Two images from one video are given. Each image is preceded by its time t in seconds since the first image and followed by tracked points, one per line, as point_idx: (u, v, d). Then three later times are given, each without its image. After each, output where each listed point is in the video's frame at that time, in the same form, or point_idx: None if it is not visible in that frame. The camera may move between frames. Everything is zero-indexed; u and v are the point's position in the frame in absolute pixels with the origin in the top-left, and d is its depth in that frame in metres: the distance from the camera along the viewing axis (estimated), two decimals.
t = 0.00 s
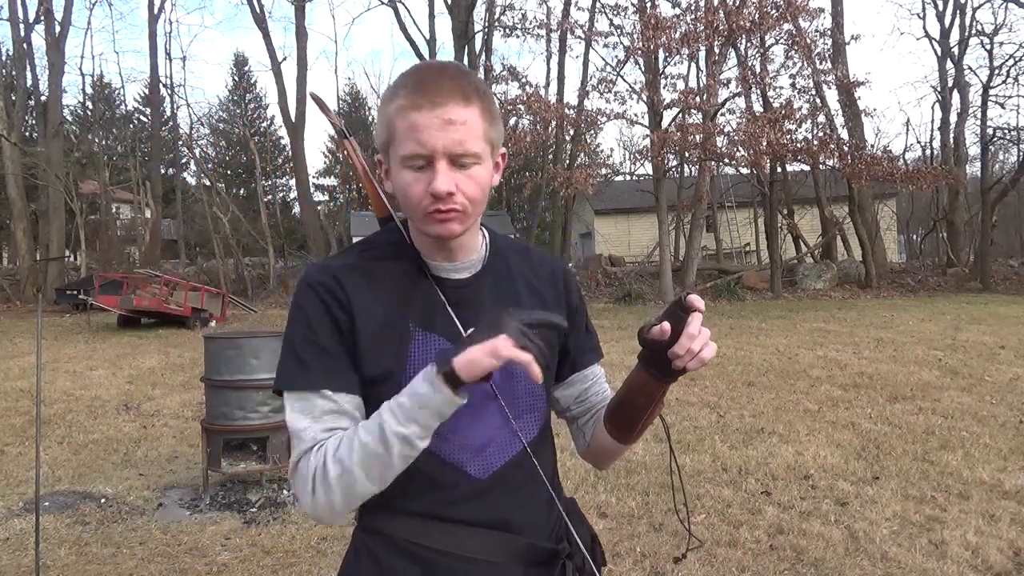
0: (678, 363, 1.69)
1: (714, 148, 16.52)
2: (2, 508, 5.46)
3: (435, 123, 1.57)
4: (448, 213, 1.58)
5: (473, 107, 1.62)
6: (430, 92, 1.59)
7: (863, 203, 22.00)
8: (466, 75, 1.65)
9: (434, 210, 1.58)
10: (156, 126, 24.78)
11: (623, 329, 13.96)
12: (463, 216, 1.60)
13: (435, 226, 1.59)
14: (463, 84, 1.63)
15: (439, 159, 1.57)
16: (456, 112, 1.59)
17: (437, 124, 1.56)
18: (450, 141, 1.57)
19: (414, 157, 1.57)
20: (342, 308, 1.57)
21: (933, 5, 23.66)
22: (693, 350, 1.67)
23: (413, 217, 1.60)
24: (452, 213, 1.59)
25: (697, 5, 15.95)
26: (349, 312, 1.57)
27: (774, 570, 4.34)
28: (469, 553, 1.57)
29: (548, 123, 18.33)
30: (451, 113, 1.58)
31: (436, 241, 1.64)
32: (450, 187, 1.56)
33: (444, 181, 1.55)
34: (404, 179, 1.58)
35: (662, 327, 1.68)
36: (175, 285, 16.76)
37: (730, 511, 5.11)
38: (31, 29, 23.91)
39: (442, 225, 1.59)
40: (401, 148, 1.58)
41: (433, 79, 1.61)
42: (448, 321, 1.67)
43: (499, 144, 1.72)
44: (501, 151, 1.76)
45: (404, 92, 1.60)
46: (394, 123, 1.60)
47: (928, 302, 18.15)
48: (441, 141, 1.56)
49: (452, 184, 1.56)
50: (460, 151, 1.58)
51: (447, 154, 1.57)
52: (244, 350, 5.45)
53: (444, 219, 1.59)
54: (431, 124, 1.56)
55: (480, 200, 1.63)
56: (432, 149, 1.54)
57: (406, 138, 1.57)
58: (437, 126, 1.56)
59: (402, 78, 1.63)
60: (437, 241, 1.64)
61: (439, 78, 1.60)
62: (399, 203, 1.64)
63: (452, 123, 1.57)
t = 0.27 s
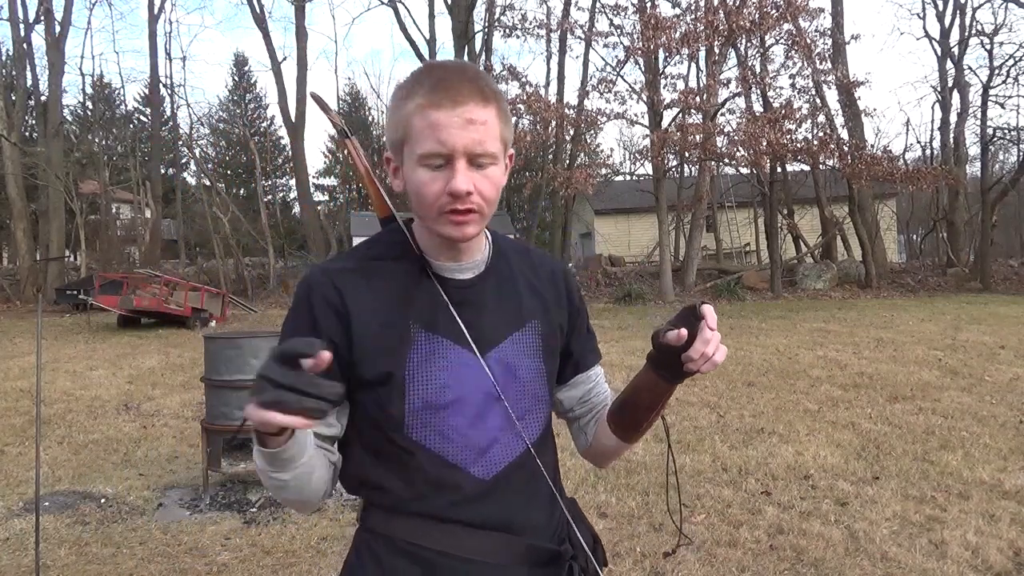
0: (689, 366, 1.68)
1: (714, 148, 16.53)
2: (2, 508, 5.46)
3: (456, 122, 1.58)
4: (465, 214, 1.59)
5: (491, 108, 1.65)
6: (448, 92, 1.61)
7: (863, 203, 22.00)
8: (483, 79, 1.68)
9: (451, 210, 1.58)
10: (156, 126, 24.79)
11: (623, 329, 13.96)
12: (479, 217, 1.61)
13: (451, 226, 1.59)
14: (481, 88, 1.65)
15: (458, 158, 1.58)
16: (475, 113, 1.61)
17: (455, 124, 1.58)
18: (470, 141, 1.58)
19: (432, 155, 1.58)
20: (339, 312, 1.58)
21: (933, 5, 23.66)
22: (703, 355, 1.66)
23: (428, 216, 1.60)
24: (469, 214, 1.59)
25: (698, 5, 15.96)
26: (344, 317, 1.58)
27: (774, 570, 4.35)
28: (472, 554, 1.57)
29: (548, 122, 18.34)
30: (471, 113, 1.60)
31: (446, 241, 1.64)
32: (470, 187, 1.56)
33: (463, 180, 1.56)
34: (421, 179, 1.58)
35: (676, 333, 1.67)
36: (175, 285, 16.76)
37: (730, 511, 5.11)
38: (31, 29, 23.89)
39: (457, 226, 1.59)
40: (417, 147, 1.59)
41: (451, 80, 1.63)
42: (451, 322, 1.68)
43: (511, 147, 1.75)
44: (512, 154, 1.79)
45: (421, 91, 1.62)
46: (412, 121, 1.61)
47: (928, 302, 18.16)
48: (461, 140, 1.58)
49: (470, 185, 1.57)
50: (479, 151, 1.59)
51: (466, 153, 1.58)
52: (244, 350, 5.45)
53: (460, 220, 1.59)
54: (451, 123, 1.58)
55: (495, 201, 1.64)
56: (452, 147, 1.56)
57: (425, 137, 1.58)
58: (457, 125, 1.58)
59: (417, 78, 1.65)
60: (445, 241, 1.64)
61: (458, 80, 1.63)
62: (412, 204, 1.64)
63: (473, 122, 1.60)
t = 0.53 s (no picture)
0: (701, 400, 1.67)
1: (714, 148, 16.54)
2: (1, 508, 5.46)
3: (455, 120, 1.59)
4: (465, 211, 1.58)
5: (489, 107, 1.66)
6: (445, 92, 1.62)
7: (863, 203, 22.00)
8: (481, 80, 1.69)
9: (450, 209, 1.57)
10: (156, 126, 24.78)
11: (623, 329, 13.96)
12: (479, 215, 1.60)
13: (450, 224, 1.58)
14: (478, 88, 1.66)
15: (456, 156, 1.58)
16: (474, 112, 1.62)
17: (452, 122, 1.58)
18: (469, 139, 1.58)
19: (431, 153, 1.58)
20: (335, 316, 1.60)
21: (933, 5, 23.67)
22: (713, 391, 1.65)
23: (428, 216, 1.59)
24: (468, 212, 1.58)
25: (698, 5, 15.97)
26: (340, 320, 1.60)
27: (774, 570, 4.34)
28: (469, 556, 1.57)
29: (548, 122, 18.35)
30: (469, 110, 1.61)
31: (446, 241, 1.63)
32: (469, 184, 1.56)
33: (462, 178, 1.55)
34: (419, 178, 1.58)
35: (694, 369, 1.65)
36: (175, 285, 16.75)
37: (730, 511, 5.11)
38: (31, 29, 23.87)
39: (457, 225, 1.58)
40: (415, 146, 1.59)
41: (448, 78, 1.63)
42: (450, 325, 1.68)
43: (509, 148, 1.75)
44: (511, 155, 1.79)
45: (418, 91, 1.63)
46: (410, 120, 1.61)
47: (928, 302, 18.16)
48: (460, 137, 1.58)
49: (469, 182, 1.56)
50: (478, 149, 1.60)
51: (465, 150, 1.58)
52: (244, 351, 5.45)
53: (460, 218, 1.58)
54: (450, 122, 1.58)
55: (493, 200, 1.64)
56: (451, 145, 1.56)
57: (424, 134, 1.58)
58: (456, 123, 1.59)
59: (413, 78, 1.66)
60: (444, 242, 1.64)
61: (455, 80, 1.64)
62: (411, 204, 1.63)
63: (472, 120, 1.60)
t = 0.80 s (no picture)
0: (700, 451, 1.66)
1: (714, 148, 16.53)
2: (2, 508, 5.46)
3: (448, 109, 1.60)
4: (458, 201, 1.57)
5: (485, 98, 1.66)
6: (440, 83, 1.63)
7: (863, 203, 22.00)
8: (479, 74, 1.69)
9: (443, 199, 1.57)
10: (156, 126, 24.78)
11: (623, 329, 13.97)
12: (472, 205, 1.59)
13: (444, 215, 1.57)
14: (474, 78, 1.67)
15: (450, 144, 1.58)
16: (468, 101, 1.62)
17: (446, 111, 1.59)
18: (463, 127, 1.59)
19: (426, 142, 1.58)
20: (336, 315, 1.61)
21: (933, 5, 23.70)
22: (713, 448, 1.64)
23: (422, 206, 1.59)
24: (462, 200, 1.57)
25: (698, 5, 15.98)
26: (340, 319, 1.60)
27: (774, 570, 4.35)
28: (468, 556, 1.57)
29: (548, 122, 18.35)
30: (463, 100, 1.62)
31: (443, 236, 1.62)
32: (460, 171, 1.55)
33: (455, 165, 1.56)
34: (415, 167, 1.58)
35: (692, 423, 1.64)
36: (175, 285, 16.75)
37: (730, 511, 5.11)
38: (31, 29, 23.86)
39: (450, 214, 1.57)
40: (411, 136, 1.60)
41: (444, 69, 1.64)
42: (451, 325, 1.68)
43: (509, 142, 1.74)
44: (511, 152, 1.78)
45: (414, 82, 1.64)
46: (406, 110, 1.62)
47: (928, 302, 18.15)
48: (453, 127, 1.59)
49: (462, 169, 1.56)
50: (472, 138, 1.60)
51: (459, 139, 1.59)
52: (245, 351, 5.45)
53: (454, 207, 1.57)
54: (444, 111, 1.59)
55: (489, 193, 1.63)
56: (445, 132, 1.56)
57: (418, 123, 1.59)
58: (450, 112, 1.59)
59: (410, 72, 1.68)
60: (443, 238, 1.64)
61: (451, 70, 1.65)
62: (407, 196, 1.63)
63: (465, 108, 1.61)
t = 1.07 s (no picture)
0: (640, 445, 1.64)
1: (714, 148, 16.53)
2: (2, 508, 5.45)
3: (454, 110, 1.60)
4: (461, 203, 1.57)
5: (492, 99, 1.65)
6: (448, 83, 1.62)
7: (863, 203, 21.99)
8: (487, 74, 1.69)
9: (446, 200, 1.57)
10: (156, 126, 24.77)
11: (623, 329, 13.97)
12: (475, 207, 1.59)
13: (446, 216, 1.57)
14: (482, 79, 1.67)
15: (455, 145, 1.58)
16: (474, 101, 1.62)
17: (452, 111, 1.59)
18: (468, 128, 1.59)
19: (431, 142, 1.58)
20: (344, 313, 1.61)
21: (933, 5, 23.69)
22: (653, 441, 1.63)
23: (424, 207, 1.59)
24: (464, 202, 1.57)
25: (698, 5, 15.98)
26: (347, 316, 1.61)
27: (774, 570, 4.34)
28: (472, 555, 1.56)
29: (548, 122, 18.36)
30: (470, 101, 1.61)
31: (447, 236, 1.62)
32: (464, 173, 1.55)
33: (458, 166, 1.55)
34: (418, 166, 1.58)
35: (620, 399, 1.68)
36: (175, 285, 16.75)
37: (730, 511, 5.11)
38: (31, 29, 23.84)
39: (452, 216, 1.57)
40: (417, 135, 1.60)
41: (452, 69, 1.64)
42: (457, 324, 1.67)
43: (514, 144, 1.74)
44: (516, 153, 1.77)
45: (422, 81, 1.64)
46: (413, 108, 1.62)
47: (928, 302, 18.15)
48: (459, 127, 1.58)
49: (466, 169, 1.56)
50: (477, 139, 1.60)
51: (464, 140, 1.59)
52: (245, 351, 5.45)
53: (456, 209, 1.57)
54: (450, 111, 1.59)
55: (493, 194, 1.63)
56: (449, 133, 1.56)
57: (423, 123, 1.59)
58: (455, 113, 1.59)
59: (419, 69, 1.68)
60: (448, 238, 1.64)
61: (459, 70, 1.64)
62: (411, 194, 1.63)
63: (470, 110, 1.60)
